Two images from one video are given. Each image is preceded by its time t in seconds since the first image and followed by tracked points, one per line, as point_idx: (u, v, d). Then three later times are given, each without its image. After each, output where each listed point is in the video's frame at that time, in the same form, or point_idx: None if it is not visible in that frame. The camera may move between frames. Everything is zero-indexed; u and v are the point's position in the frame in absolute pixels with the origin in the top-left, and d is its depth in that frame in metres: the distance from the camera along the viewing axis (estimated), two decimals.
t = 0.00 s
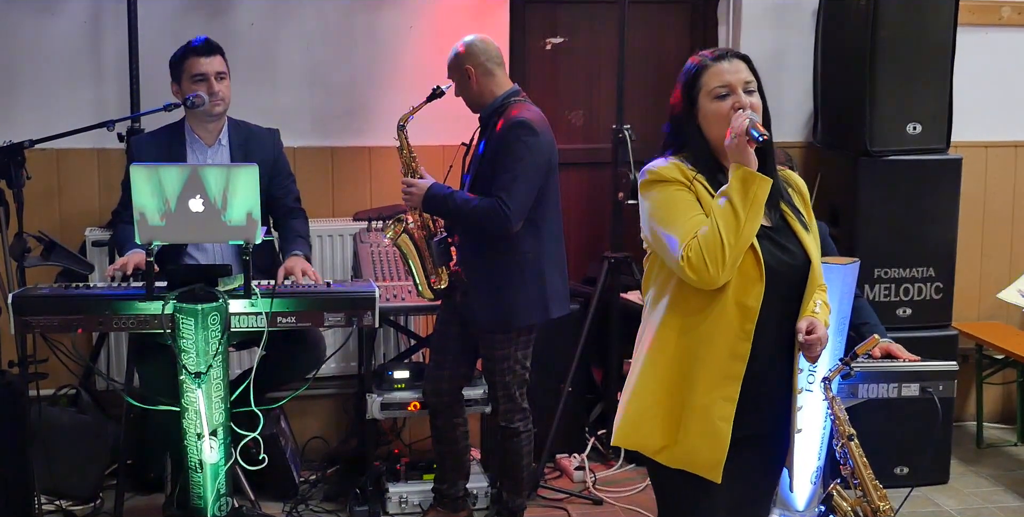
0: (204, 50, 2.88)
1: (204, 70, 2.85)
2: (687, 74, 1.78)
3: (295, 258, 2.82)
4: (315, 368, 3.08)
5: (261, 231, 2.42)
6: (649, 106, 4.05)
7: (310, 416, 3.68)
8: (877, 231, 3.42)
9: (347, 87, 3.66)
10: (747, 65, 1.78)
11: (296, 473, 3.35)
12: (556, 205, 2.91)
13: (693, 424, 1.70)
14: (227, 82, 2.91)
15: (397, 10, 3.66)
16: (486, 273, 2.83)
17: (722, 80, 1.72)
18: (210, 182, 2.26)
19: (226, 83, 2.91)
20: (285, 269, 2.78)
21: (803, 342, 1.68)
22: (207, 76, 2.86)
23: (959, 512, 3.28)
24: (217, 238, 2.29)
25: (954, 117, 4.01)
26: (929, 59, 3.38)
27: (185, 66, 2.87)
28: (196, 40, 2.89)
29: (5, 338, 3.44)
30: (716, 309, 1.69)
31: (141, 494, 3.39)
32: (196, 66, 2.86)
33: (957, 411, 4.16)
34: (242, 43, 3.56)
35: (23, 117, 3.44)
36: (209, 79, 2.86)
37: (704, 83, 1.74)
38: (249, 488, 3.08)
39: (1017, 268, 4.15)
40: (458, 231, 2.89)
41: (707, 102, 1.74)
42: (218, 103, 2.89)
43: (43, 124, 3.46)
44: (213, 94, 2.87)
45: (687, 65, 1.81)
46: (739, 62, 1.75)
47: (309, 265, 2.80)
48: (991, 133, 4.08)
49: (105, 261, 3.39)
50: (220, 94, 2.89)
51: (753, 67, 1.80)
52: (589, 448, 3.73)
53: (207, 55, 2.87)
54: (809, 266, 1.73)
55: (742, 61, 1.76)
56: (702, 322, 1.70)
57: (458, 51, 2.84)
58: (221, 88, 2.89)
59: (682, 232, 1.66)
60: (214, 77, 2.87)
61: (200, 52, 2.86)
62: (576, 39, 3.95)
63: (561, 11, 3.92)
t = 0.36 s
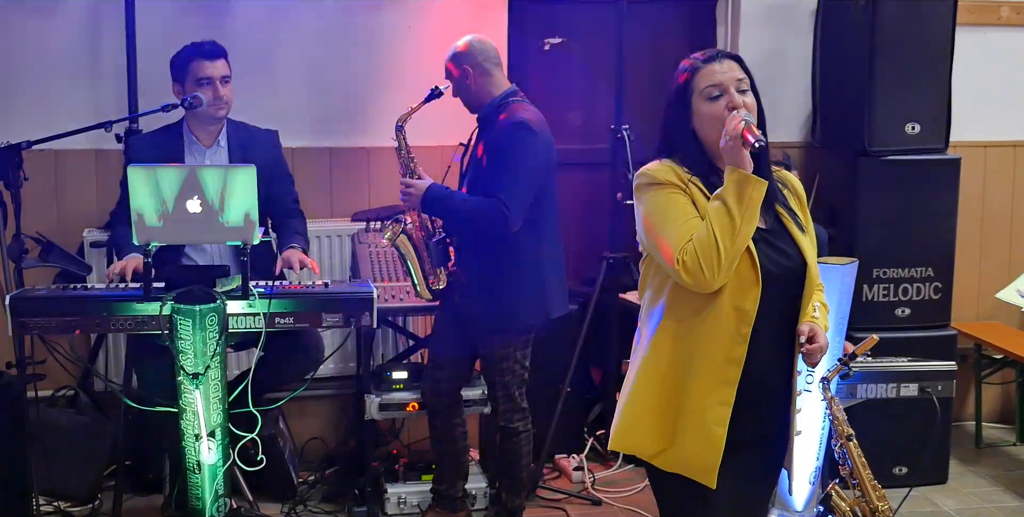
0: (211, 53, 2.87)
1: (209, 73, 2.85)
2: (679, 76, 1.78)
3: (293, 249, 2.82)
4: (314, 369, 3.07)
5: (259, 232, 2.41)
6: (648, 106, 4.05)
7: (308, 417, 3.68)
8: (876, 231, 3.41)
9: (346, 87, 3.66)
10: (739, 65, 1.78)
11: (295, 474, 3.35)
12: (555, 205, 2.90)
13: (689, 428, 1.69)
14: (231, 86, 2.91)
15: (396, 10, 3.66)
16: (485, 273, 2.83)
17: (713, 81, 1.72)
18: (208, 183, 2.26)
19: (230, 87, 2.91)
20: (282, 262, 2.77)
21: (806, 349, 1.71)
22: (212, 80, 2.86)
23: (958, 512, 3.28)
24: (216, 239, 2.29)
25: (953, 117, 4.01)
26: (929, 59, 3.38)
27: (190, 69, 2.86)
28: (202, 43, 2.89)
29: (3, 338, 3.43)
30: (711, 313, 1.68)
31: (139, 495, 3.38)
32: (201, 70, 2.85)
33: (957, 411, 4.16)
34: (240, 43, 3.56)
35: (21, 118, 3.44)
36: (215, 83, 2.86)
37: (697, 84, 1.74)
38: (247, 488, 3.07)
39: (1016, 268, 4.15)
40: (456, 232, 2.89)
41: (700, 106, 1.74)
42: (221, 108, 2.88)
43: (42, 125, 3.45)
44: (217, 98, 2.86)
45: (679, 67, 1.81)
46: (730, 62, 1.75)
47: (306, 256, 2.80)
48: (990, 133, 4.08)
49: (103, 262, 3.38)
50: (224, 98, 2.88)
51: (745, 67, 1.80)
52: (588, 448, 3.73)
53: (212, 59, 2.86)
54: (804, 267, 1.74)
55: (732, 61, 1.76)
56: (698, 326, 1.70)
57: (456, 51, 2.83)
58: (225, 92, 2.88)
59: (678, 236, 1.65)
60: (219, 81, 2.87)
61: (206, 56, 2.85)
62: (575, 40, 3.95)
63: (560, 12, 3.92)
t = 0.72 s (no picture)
0: (210, 55, 2.86)
1: (208, 75, 2.84)
2: (682, 71, 1.77)
3: (291, 257, 2.82)
4: (311, 370, 3.07)
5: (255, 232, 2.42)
6: (645, 106, 4.05)
7: (305, 417, 3.68)
8: (872, 231, 3.41)
9: (342, 88, 3.66)
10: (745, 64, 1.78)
11: (291, 474, 3.35)
12: (551, 205, 2.90)
13: (691, 427, 1.69)
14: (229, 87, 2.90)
15: (392, 10, 3.66)
16: (481, 274, 2.83)
17: (723, 77, 1.72)
18: (204, 184, 2.25)
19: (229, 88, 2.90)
20: (280, 267, 2.78)
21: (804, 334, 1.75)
22: (211, 81, 2.85)
23: (955, 511, 3.28)
24: (211, 239, 2.29)
25: (949, 117, 4.01)
26: (925, 59, 3.38)
27: (186, 70, 2.86)
28: (201, 44, 2.87)
29: None
30: (713, 311, 1.68)
31: (136, 495, 3.38)
32: (200, 71, 2.85)
33: (954, 410, 4.16)
34: (236, 43, 3.56)
35: (18, 118, 3.44)
36: (213, 84, 2.85)
37: (703, 80, 1.73)
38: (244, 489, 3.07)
39: (1013, 267, 4.15)
40: (452, 232, 2.89)
41: (705, 100, 1.73)
42: (219, 109, 2.88)
43: (39, 125, 3.45)
44: (216, 99, 2.86)
45: (680, 63, 1.80)
46: (737, 61, 1.75)
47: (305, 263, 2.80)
48: (986, 132, 4.08)
49: (100, 262, 3.38)
50: (223, 99, 2.88)
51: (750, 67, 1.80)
52: (585, 448, 3.73)
53: (210, 59, 2.86)
54: (800, 267, 1.73)
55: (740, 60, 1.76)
56: (699, 324, 1.70)
57: (451, 52, 2.83)
58: (224, 93, 2.88)
59: (683, 231, 1.65)
60: (218, 82, 2.87)
61: (204, 57, 2.85)
62: (572, 39, 3.95)
63: (556, 12, 3.92)
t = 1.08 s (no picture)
0: (208, 55, 2.86)
1: (207, 76, 2.84)
2: (668, 73, 1.77)
3: (286, 257, 2.82)
4: (308, 370, 3.06)
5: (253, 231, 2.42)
6: (643, 106, 4.05)
7: (302, 417, 3.68)
8: (870, 231, 3.42)
9: (340, 88, 3.66)
10: (730, 63, 1.78)
11: (289, 473, 3.34)
12: (548, 205, 2.91)
13: (691, 430, 1.68)
14: (227, 87, 2.90)
15: (390, 10, 3.66)
16: (478, 274, 2.83)
17: (709, 79, 1.72)
18: (201, 183, 2.25)
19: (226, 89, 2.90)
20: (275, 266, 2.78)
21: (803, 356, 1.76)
22: (209, 82, 2.85)
23: (953, 511, 3.28)
24: (208, 238, 2.29)
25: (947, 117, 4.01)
26: (923, 59, 3.38)
27: (184, 69, 2.86)
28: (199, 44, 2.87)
29: None
30: (709, 314, 1.68)
31: (133, 495, 3.38)
32: (198, 71, 2.84)
33: (951, 410, 4.17)
34: (234, 43, 3.56)
35: (15, 118, 3.44)
36: (212, 85, 2.85)
37: (688, 83, 1.74)
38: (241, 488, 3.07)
39: (1011, 267, 4.15)
40: (450, 231, 2.88)
41: (691, 104, 1.74)
42: (217, 109, 2.87)
43: (36, 124, 3.45)
44: (214, 99, 2.85)
45: (665, 65, 1.80)
46: (722, 61, 1.76)
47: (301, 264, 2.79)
48: (984, 132, 4.08)
49: (97, 262, 3.38)
50: (221, 100, 2.88)
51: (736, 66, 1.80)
52: (583, 448, 3.73)
53: (209, 59, 2.86)
54: (799, 266, 1.73)
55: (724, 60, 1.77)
56: (695, 327, 1.69)
57: (448, 51, 2.83)
58: (222, 94, 2.87)
59: (675, 236, 1.65)
60: (216, 83, 2.86)
61: (202, 57, 2.85)
62: (570, 39, 3.95)
63: (554, 12, 3.92)
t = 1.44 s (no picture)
0: (207, 57, 2.87)
1: (206, 78, 2.84)
2: (663, 79, 1.78)
3: (286, 252, 2.83)
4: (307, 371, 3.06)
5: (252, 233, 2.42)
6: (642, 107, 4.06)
7: (301, 417, 3.68)
8: (869, 232, 3.42)
9: (339, 89, 3.67)
10: (724, 66, 1.79)
11: (288, 474, 3.34)
12: (547, 206, 2.91)
13: (692, 436, 1.68)
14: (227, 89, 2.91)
15: (389, 11, 3.66)
16: (478, 274, 2.83)
17: (702, 83, 1.73)
18: (200, 184, 2.26)
19: (226, 90, 2.90)
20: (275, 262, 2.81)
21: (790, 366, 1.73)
22: (209, 83, 2.85)
23: (951, 512, 3.29)
24: (207, 239, 2.30)
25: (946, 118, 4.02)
26: (921, 60, 3.38)
27: (183, 70, 2.86)
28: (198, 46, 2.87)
29: None
30: (709, 319, 1.68)
31: (132, 495, 3.38)
32: (198, 73, 2.85)
33: (950, 411, 4.17)
34: (234, 44, 3.57)
35: (14, 118, 3.44)
36: (211, 87, 2.85)
37: (682, 86, 1.75)
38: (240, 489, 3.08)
39: (1010, 268, 4.15)
40: (449, 232, 2.89)
41: (685, 108, 1.74)
42: (217, 111, 2.88)
43: (36, 125, 3.46)
44: (214, 101, 2.86)
45: (660, 70, 1.82)
46: (716, 63, 1.77)
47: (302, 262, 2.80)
48: (983, 134, 4.08)
49: (97, 262, 3.38)
50: (220, 101, 2.88)
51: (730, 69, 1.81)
52: (582, 448, 3.73)
53: (210, 61, 2.86)
54: (796, 269, 1.74)
55: (718, 63, 1.78)
56: (695, 333, 1.70)
57: (447, 52, 2.83)
58: (222, 95, 2.88)
59: (673, 242, 1.65)
60: (215, 84, 2.87)
61: (202, 58, 2.85)
62: (569, 40, 3.96)
63: (553, 13, 3.92)
